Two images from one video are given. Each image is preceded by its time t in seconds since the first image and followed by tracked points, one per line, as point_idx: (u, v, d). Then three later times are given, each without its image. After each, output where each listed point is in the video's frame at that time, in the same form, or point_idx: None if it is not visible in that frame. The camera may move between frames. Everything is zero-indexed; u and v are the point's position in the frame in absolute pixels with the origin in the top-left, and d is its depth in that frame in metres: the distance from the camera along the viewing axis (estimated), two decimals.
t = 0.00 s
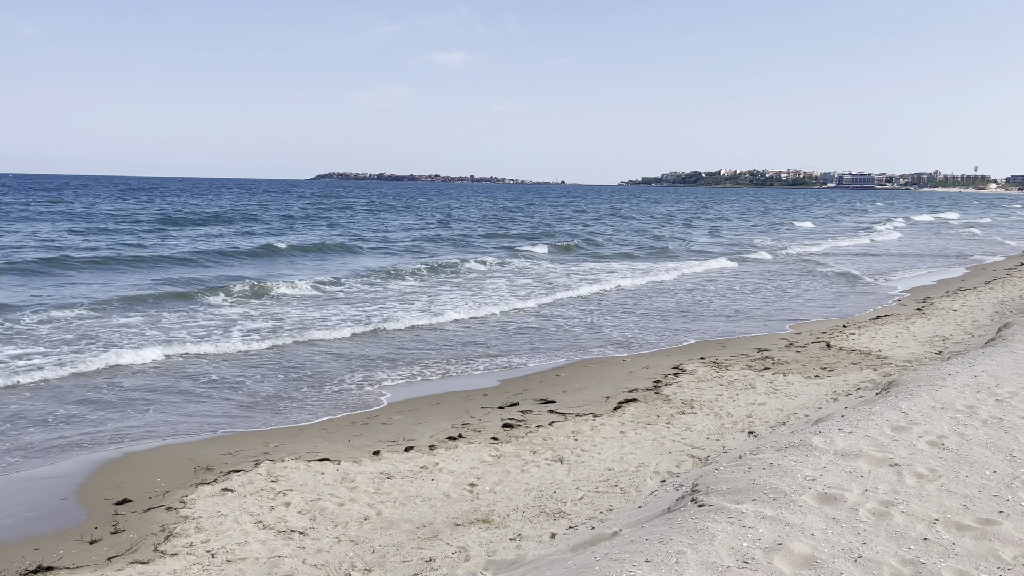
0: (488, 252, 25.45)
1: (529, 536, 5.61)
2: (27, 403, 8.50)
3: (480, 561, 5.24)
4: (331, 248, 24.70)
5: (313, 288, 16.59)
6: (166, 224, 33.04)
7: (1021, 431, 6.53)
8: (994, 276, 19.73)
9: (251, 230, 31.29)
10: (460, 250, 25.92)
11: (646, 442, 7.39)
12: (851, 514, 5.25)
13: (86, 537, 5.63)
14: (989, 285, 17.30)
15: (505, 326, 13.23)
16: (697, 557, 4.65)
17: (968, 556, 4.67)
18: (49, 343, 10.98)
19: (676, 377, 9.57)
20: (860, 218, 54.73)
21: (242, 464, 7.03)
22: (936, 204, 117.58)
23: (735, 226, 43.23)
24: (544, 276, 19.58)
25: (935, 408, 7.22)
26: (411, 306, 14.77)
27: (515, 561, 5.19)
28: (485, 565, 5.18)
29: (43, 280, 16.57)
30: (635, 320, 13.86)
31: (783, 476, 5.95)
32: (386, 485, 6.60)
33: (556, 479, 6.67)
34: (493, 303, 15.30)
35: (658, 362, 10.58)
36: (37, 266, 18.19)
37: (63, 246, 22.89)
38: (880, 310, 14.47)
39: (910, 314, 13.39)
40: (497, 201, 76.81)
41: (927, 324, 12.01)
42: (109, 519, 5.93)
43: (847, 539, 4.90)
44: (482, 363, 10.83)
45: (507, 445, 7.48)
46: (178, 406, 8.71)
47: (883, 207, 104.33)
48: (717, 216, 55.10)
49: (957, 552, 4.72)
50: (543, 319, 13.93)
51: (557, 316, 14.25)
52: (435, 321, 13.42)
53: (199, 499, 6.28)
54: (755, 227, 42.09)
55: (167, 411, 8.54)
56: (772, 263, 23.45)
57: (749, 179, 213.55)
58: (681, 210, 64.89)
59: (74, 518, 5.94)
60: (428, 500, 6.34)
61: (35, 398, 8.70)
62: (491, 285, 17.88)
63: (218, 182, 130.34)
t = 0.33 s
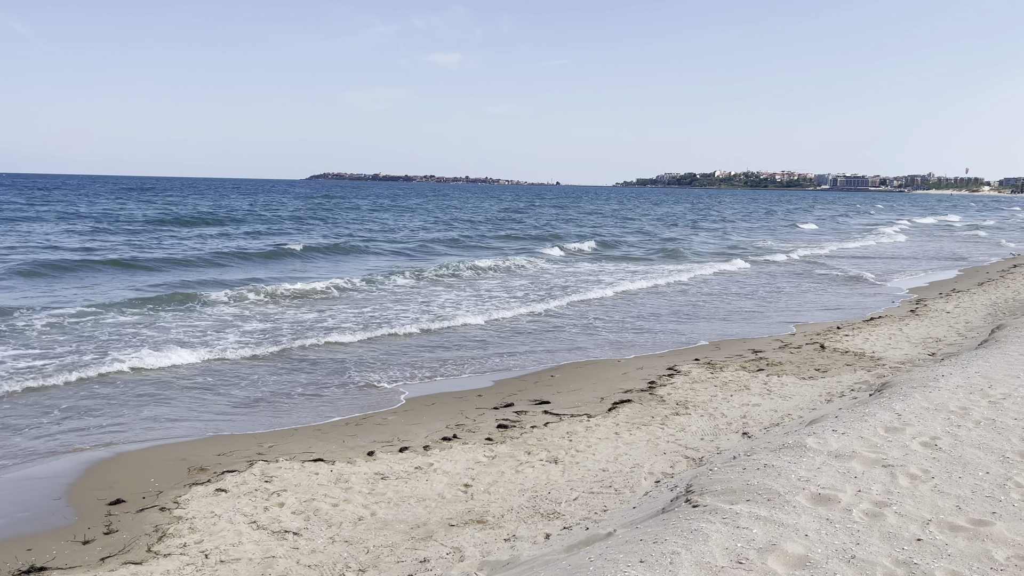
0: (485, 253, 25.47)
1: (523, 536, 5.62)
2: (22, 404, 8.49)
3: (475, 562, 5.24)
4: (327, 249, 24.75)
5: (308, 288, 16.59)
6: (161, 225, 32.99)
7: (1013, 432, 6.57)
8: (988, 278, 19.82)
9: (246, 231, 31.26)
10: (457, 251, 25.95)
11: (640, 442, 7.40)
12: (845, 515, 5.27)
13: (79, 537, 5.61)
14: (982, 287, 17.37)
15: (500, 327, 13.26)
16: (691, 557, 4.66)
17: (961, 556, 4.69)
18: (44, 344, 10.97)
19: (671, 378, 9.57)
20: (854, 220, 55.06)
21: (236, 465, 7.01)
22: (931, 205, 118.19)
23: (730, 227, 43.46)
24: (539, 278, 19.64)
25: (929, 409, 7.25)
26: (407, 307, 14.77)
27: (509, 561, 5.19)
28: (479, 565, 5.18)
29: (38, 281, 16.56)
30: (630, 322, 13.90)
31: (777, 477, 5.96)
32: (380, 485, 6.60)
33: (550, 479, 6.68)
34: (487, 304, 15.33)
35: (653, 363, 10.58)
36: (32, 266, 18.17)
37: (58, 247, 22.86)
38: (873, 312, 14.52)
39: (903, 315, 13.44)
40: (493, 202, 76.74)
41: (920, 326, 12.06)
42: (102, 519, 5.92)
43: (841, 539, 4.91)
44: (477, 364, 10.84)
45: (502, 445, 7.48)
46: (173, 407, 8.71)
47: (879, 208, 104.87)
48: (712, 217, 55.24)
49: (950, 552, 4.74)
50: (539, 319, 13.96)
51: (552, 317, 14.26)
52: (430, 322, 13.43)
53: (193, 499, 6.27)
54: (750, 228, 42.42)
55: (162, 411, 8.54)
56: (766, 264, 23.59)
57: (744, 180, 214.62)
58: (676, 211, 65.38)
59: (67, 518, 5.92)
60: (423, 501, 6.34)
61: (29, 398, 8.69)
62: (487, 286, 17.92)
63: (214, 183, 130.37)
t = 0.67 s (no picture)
0: (478, 255, 25.48)
1: (516, 537, 5.62)
2: (12, 405, 8.44)
3: (467, 563, 5.24)
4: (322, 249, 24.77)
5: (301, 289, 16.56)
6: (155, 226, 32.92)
7: (1003, 433, 6.61)
8: (977, 279, 19.98)
9: (240, 232, 31.18)
10: (450, 252, 25.94)
11: (633, 443, 7.41)
12: (836, 515, 5.29)
13: (69, 538, 5.59)
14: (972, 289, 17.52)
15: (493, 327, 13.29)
16: (684, 557, 4.67)
17: (951, 556, 4.71)
18: (36, 346, 10.91)
19: (663, 379, 9.59)
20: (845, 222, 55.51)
21: (228, 466, 6.99)
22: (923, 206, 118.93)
23: (723, 229, 43.66)
24: (533, 279, 19.69)
25: (920, 410, 7.28)
26: (399, 309, 14.78)
27: (501, 562, 5.18)
28: (471, 566, 5.18)
29: (30, 282, 16.51)
30: (623, 323, 13.93)
31: (769, 477, 5.98)
32: (373, 486, 6.59)
33: (543, 480, 6.68)
34: (480, 305, 15.37)
35: (645, 364, 10.59)
36: (24, 267, 18.09)
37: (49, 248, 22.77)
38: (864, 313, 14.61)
39: (894, 316, 13.54)
40: (488, 203, 76.94)
41: (910, 327, 12.13)
42: (93, 520, 5.89)
43: (832, 540, 4.93)
44: (470, 364, 10.85)
45: (494, 446, 7.48)
46: (165, 408, 8.68)
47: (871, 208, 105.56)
48: (705, 219, 55.41)
49: (941, 552, 4.76)
50: (532, 320, 14.00)
51: (544, 318, 14.28)
52: (424, 322, 13.46)
53: (184, 500, 6.25)
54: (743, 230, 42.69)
55: (154, 412, 8.50)
56: (759, 265, 23.73)
57: (737, 181, 215.94)
58: (670, 212, 65.73)
59: (57, 520, 5.88)
60: (415, 502, 6.34)
61: (20, 399, 8.64)
62: (480, 287, 17.97)
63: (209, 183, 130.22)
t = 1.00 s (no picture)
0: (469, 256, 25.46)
1: (505, 537, 5.62)
2: None
3: (456, 563, 5.24)
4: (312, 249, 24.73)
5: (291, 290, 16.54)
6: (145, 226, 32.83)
7: (988, 432, 6.67)
8: (963, 280, 20.15)
9: (230, 233, 31.07)
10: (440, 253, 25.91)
11: (621, 443, 7.43)
12: (824, 514, 5.32)
13: (56, 540, 5.55)
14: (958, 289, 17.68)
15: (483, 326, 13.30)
16: (673, 557, 4.69)
17: (937, 555, 4.74)
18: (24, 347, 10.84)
19: (652, 378, 9.62)
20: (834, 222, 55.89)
21: (216, 467, 6.96)
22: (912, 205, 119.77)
23: (714, 228, 43.91)
24: (524, 279, 19.75)
25: (906, 409, 7.33)
26: (389, 309, 14.78)
27: (491, 562, 5.19)
28: (461, 567, 5.18)
29: (18, 283, 16.41)
30: (612, 323, 13.95)
31: (757, 477, 6.00)
32: (362, 487, 6.57)
33: (532, 480, 6.69)
34: (470, 305, 15.39)
35: (634, 364, 10.61)
36: (12, 268, 17.99)
37: (37, 248, 22.61)
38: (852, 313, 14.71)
39: (880, 316, 13.64)
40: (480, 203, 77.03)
41: (897, 326, 12.23)
42: (79, 522, 5.85)
43: (820, 538, 4.96)
44: (460, 364, 10.85)
45: (484, 446, 7.48)
46: (154, 409, 8.63)
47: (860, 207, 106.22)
48: (696, 219, 55.57)
49: (927, 551, 4.80)
50: (522, 319, 14.03)
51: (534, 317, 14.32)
52: (414, 323, 13.47)
53: (172, 502, 6.21)
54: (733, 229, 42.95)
55: (143, 413, 8.46)
56: (748, 265, 23.88)
57: (728, 182, 217.02)
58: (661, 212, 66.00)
59: (42, 522, 5.84)
60: (404, 502, 6.33)
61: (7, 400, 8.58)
62: (471, 287, 18.00)
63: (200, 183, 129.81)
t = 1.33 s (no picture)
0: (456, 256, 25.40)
1: (491, 536, 5.62)
2: None
3: (442, 563, 5.23)
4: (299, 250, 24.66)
5: (277, 291, 16.44)
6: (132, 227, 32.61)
7: (970, 429, 6.73)
8: (945, 278, 20.34)
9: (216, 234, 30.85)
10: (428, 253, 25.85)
11: (607, 441, 7.45)
12: (808, 511, 5.36)
13: (38, 542, 5.50)
14: (940, 287, 17.86)
15: (470, 326, 13.29)
16: (657, 555, 4.70)
17: (920, 551, 4.79)
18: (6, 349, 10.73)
19: (638, 377, 9.65)
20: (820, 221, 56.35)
21: (200, 467, 6.92)
22: (899, 204, 120.70)
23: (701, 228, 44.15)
24: (511, 278, 19.77)
25: (889, 407, 7.39)
26: (376, 310, 14.75)
27: (476, 562, 5.19)
28: (447, 566, 5.17)
29: (0, 285, 16.24)
30: (599, 322, 13.97)
31: (741, 474, 6.04)
32: (347, 487, 6.56)
33: (518, 479, 6.70)
34: (457, 305, 15.39)
35: (620, 363, 10.64)
36: None
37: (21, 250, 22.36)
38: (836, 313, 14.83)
39: (863, 314, 13.76)
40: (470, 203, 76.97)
41: (880, 324, 12.33)
42: (61, 525, 5.79)
43: (804, 535, 4.99)
44: (446, 363, 10.84)
45: (470, 445, 7.47)
46: (137, 411, 8.55)
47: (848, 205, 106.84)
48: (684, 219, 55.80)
49: (909, 547, 4.85)
50: (508, 318, 14.04)
51: (521, 317, 14.33)
52: (400, 323, 13.45)
53: (155, 503, 6.17)
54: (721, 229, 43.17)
55: (126, 415, 8.39)
56: (734, 264, 24.03)
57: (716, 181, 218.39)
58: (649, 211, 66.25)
59: (23, 524, 5.79)
60: (390, 502, 6.32)
61: None
62: (458, 287, 17.99)
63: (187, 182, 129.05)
